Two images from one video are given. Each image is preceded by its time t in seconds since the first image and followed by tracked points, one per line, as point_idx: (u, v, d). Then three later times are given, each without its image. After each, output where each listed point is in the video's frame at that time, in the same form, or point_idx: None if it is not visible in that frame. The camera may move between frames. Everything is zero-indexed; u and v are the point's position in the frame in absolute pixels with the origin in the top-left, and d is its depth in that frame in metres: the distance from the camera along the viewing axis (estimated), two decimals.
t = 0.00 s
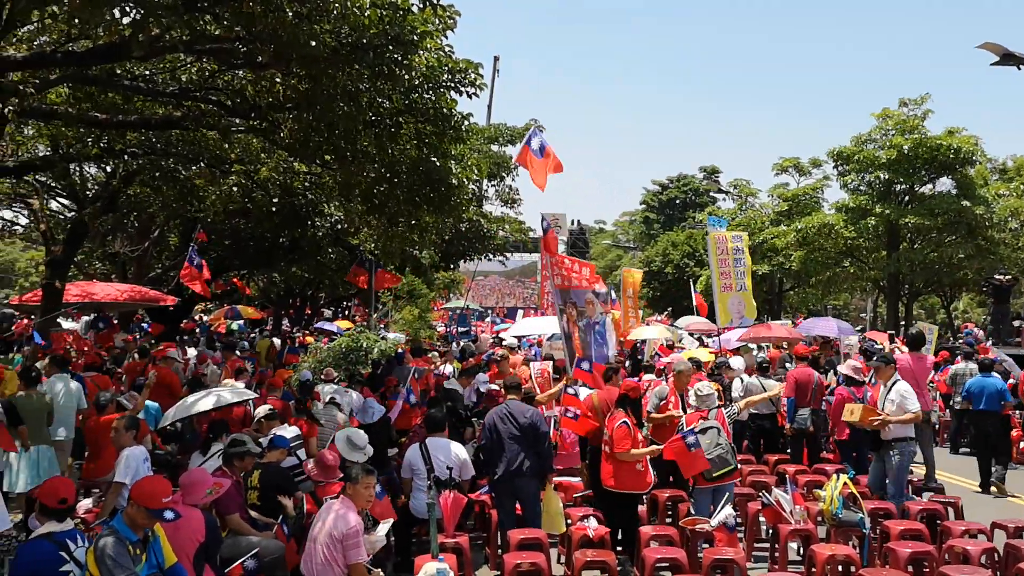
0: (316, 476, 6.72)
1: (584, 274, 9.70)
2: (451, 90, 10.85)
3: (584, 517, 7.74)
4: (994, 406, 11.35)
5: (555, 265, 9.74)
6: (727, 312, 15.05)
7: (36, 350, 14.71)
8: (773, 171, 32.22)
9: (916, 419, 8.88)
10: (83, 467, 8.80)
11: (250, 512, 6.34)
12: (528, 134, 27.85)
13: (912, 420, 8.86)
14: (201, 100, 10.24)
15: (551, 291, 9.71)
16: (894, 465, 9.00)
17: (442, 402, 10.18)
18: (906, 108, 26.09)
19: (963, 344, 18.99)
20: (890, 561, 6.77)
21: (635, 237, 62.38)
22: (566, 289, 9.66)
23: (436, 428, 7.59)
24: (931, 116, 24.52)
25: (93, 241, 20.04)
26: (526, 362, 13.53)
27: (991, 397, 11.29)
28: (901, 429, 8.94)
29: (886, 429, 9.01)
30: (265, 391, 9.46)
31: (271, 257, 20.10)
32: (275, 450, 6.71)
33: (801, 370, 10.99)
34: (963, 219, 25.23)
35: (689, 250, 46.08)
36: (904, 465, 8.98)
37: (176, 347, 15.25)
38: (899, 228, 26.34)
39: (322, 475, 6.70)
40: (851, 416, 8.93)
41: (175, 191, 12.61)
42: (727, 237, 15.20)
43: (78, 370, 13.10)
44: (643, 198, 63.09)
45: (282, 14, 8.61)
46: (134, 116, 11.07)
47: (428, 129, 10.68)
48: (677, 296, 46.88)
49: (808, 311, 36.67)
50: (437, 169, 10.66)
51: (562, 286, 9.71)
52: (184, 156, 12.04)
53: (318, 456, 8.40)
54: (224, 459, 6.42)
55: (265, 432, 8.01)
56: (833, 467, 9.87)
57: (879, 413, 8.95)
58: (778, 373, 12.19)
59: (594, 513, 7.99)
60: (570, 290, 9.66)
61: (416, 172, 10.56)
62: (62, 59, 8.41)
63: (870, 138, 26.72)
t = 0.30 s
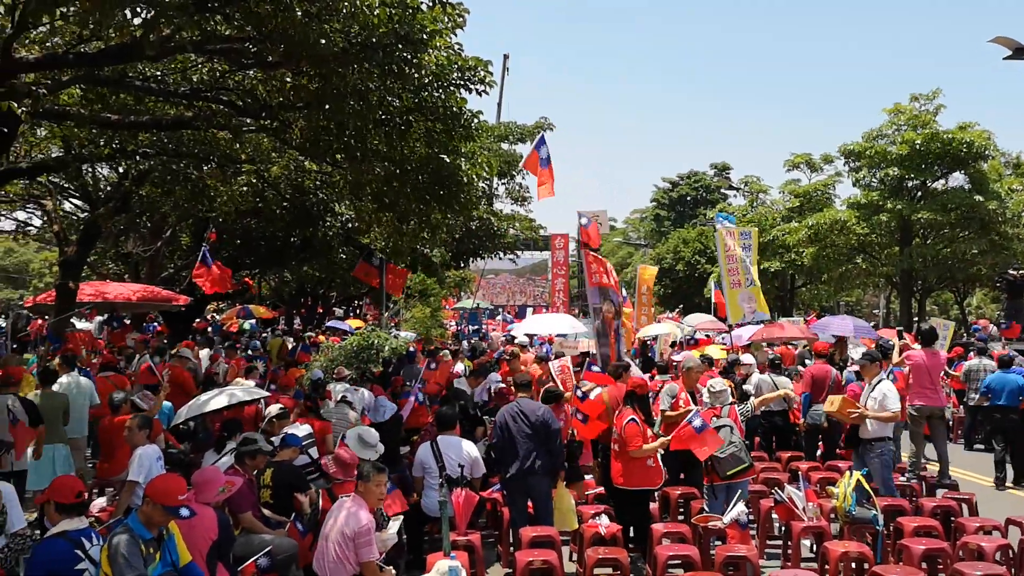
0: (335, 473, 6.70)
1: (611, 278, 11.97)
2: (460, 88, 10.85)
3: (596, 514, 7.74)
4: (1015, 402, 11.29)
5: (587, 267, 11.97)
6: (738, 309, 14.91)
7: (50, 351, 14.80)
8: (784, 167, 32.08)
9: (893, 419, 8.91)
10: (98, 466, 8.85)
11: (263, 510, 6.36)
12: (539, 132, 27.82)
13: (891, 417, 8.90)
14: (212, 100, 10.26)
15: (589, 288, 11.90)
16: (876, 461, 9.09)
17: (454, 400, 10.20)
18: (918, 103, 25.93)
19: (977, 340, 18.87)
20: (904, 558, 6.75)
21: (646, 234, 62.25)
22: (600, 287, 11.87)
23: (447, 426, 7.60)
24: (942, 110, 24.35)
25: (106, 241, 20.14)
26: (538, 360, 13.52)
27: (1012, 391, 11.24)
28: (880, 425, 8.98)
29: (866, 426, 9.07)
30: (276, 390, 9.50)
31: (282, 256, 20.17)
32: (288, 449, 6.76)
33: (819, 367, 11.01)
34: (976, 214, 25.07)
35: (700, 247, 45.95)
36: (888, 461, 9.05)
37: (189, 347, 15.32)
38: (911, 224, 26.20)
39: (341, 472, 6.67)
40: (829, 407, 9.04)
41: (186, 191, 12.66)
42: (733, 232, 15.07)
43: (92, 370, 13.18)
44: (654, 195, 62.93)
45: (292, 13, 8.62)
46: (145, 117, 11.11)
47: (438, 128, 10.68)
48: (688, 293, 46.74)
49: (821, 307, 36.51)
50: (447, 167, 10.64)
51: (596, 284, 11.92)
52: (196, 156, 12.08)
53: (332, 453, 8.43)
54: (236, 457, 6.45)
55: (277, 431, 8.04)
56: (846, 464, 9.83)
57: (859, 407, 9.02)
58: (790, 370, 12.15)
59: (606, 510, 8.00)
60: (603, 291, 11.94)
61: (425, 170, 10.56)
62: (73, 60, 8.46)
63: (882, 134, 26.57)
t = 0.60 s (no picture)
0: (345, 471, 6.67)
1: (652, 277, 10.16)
2: (469, 85, 10.83)
3: (606, 511, 7.73)
4: None
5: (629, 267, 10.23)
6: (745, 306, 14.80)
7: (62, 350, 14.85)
8: (794, 163, 31.97)
9: (869, 413, 8.62)
10: (109, 463, 8.89)
11: (274, 507, 6.37)
12: (548, 129, 27.79)
13: (864, 412, 8.61)
14: (221, 98, 10.26)
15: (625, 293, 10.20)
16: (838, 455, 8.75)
17: (464, 398, 10.20)
18: (929, 98, 25.79)
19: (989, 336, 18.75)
20: (915, 554, 6.71)
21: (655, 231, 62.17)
22: (637, 293, 10.16)
23: (457, 423, 7.61)
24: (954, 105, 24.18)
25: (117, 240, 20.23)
26: (548, 357, 13.50)
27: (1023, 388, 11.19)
28: (854, 421, 8.69)
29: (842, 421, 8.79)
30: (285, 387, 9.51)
31: (292, 254, 20.20)
32: (298, 446, 6.80)
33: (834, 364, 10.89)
34: (987, 209, 24.93)
35: (710, 243, 45.83)
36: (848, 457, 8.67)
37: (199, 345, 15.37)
38: (922, 220, 26.06)
39: (352, 470, 6.66)
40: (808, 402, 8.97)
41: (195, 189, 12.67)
42: (736, 230, 15.05)
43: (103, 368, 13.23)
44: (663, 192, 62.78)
45: (300, 10, 8.63)
46: (155, 115, 11.14)
47: (447, 125, 10.68)
48: (699, 289, 46.65)
49: (832, 304, 36.37)
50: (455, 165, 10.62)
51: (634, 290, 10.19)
52: (205, 154, 12.09)
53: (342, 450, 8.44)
54: (247, 455, 6.48)
55: (288, 429, 8.06)
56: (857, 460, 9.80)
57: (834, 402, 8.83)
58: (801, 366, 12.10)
59: (616, 507, 7.98)
60: (645, 297, 10.16)
61: (434, 167, 10.57)
62: (83, 59, 8.49)
63: (892, 129, 26.44)
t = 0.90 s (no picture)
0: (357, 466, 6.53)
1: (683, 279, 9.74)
2: (481, 80, 10.83)
3: (618, 506, 7.73)
4: None
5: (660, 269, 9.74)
6: (756, 302, 14.52)
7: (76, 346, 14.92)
8: (807, 158, 31.80)
9: (842, 413, 8.77)
10: (125, 458, 8.94)
11: (287, 502, 6.40)
12: (559, 124, 27.74)
13: (836, 412, 8.76)
14: (234, 94, 10.30)
15: (658, 296, 9.82)
16: (821, 452, 8.91)
17: (477, 393, 10.21)
18: (944, 91, 25.58)
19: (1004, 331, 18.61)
20: (930, 550, 6.68)
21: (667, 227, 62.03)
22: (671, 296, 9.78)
23: (470, 418, 7.62)
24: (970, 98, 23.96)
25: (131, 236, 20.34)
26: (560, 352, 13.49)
27: None
28: (831, 420, 8.85)
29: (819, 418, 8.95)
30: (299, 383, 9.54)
31: (305, 250, 20.25)
32: (312, 441, 6.82)
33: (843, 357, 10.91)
34: (1003, 204, 24.73)
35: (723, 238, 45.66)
36: (830, 455, 8.80)
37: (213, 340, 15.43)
38: (937, 214, 25.86)
39: (364, 464, 6.50)
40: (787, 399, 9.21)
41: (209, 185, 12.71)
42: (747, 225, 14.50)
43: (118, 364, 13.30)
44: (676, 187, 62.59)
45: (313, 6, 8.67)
46: (169, 112, 11.20)
47: (459, 120, 10.71)
48: (711, 284, 46.50)
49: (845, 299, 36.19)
50: (468, 161, 10.63)
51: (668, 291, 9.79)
52: (218, 150, 12.11)
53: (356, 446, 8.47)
54: (260, 450, 6.51)
55: (302, 424, 8.09)
56: (872, 456, 9.75)
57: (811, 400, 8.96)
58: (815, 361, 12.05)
59: (628, 502, 7.98)
60: (677, 299, 9.79)
61: (446, 163, 10.61)
62: (98, 55, 8.54)
63: (907, 123, 26.25)
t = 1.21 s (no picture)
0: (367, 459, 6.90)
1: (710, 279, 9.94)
2: (493, 73, 10.79)
3: (632, 498, 7.72)
4: None
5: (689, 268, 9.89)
6: (772, 294, 14.35)
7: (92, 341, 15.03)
8: (822, 148, 31.60)
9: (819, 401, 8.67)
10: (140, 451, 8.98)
11: (302, 494, 6.42)
12: (572, 116, 27.67)
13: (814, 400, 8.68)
14: (246, 87, 10.31)
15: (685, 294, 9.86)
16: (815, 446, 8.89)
17: (490, 386, 10.21)
18: (960, 81, 25.34)
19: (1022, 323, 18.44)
20: (947, 541, 6.63)
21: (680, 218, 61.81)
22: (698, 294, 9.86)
23: (483, 411, 7.62)
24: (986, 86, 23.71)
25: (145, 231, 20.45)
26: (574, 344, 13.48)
27: None
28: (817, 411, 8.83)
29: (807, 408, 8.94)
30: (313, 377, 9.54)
31: (318, 244, 20.29)
32: (326, 434, 6.84)
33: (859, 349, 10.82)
34: (1020, 193, 24.50)
35: (736, 230, 45.45)
36: (822, 446, 8.79)
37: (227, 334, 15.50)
38: (953, 204, 25.65)
39: (372, 458, 6.89)
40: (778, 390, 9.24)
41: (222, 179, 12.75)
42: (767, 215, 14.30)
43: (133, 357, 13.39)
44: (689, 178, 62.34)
45: None
46: (181, 106, 11.23)
47: (471, 113, 10.70)
48: (724, 276, 46.34)
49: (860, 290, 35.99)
50: (480, 154, 10.62)
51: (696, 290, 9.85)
52: (230, 144, 12.13)
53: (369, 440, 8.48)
54: (274, 442, 6.53)
55: (316, 417, 8.11)
56: (887, 447, 9.69)
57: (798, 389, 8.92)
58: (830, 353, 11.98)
59: (642, 494, 7.96)
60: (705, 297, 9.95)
61: (459, 156, 10.58)
62: (109, 49, 8.56)
63: (922, 113, 26.03)
